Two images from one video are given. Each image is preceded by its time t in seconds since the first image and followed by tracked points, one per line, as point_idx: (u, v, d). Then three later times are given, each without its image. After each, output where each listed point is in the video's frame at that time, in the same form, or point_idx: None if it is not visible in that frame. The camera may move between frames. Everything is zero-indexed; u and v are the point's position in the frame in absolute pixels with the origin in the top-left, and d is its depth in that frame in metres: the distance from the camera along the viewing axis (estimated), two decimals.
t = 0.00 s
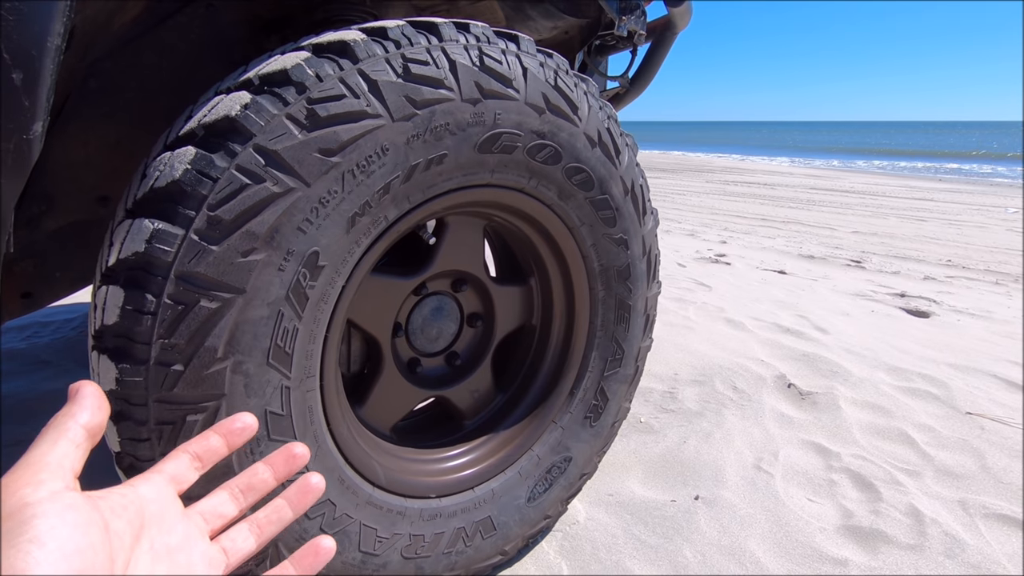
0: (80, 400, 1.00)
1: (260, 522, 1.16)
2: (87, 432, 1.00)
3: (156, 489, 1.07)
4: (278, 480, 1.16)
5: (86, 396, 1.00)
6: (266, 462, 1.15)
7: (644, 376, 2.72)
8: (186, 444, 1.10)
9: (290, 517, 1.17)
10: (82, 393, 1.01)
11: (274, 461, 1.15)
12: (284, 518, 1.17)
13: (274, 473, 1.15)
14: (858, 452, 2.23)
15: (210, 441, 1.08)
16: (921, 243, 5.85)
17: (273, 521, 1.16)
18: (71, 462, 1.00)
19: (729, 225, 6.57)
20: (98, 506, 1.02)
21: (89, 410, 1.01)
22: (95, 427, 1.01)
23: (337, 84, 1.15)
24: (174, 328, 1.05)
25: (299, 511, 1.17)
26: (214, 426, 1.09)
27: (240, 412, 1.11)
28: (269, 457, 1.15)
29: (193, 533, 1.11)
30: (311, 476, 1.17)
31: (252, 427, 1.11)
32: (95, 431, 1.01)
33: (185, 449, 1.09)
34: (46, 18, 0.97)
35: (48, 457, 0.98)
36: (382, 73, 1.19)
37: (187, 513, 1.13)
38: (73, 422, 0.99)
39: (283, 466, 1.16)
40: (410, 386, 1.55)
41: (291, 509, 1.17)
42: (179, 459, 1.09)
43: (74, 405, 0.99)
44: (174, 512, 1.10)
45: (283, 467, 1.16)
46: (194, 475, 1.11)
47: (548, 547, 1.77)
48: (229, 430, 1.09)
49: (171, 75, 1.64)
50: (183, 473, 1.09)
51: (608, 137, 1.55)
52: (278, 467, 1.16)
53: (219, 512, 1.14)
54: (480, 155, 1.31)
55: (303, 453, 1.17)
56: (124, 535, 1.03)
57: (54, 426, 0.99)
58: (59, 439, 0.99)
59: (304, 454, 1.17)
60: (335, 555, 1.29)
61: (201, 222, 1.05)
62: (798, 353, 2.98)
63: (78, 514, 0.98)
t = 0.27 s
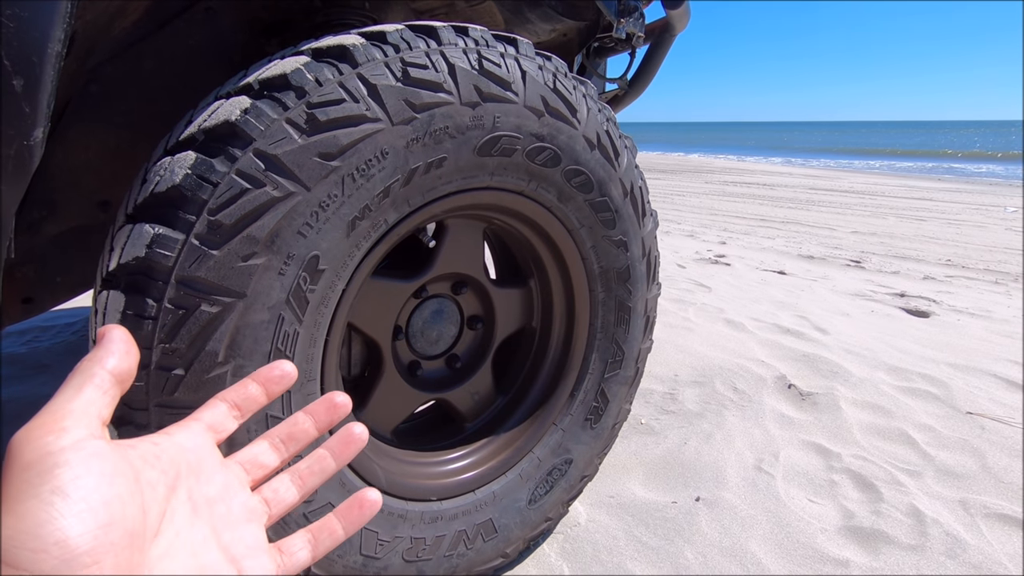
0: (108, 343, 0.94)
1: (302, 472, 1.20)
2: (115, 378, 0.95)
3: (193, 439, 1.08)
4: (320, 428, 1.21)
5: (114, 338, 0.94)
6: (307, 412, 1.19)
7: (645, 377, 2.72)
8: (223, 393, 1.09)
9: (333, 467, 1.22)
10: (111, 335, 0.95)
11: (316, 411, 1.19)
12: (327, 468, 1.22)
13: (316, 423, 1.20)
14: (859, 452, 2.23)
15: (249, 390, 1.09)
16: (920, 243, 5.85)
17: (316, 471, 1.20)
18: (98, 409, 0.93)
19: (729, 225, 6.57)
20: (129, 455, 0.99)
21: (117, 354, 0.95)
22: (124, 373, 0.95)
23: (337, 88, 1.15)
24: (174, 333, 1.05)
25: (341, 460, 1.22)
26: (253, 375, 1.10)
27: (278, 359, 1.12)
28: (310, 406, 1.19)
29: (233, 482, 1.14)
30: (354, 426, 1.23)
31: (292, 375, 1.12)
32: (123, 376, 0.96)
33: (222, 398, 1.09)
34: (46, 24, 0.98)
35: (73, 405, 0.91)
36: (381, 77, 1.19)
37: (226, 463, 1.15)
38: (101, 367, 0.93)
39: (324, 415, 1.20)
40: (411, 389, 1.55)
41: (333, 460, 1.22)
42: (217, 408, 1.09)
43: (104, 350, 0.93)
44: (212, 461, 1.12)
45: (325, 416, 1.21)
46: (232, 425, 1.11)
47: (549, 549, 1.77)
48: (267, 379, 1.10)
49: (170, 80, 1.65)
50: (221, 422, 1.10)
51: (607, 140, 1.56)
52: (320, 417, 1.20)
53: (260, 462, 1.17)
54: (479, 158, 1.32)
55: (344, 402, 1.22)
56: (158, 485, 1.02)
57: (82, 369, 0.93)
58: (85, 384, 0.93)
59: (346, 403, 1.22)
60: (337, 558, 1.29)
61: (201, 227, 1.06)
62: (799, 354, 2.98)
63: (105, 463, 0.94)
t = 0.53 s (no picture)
0: (99, 324, 0.93)
1: (310, 455, 1.20)
2: (107, 360, 0.94)
3: (196, 421, 1.07)
4: (327, 410, 1.21)
5: (105, 319, 0.93)
6: (314, 392, 1.19)
7: (645, 379, 2.72)
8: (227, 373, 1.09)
9: (342, 449, 1.23)
10: (102, 316, 0.94)
11: (324, 392, 1.20)
12: (335, 450, 1.23)
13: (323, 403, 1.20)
14: (860, 453, 2.23)
15: (253, 369, 1.08)
16: (921, 243, 5.85)
17: (324, 453, 1.21)
18: (90, 393, 0.93)
19: (729, 227, 6.57)
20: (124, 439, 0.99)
21: (110, 335, 0.94)
22: (117, 353, 0.95)
23: (335, 92, 1.15)
24: (173, 337, 1.05)
25: (349, 442, 1.23)
26: (257, 354, 1.09)
27: (283, 339, 1.11)
28: (317, 387, 1.20)
29: (238, 466, 1.14)
30: (363, 407, 1.25)
31: (297, 356, 1.12)
32: (117, 358, 0.95)
33: (227, 379, 1.08)
34: (45, 30, 0.98)
35: (64, 389, 0.91)
36: (379, 81, 1.19)
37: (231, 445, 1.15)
38: (93, 349, 0.93)
39: (331, 397, 1.21)
40: (410, 392, 1.55)
41: (342, 441, 1.23)
42: (222, 390, 1.09)
43: (96, 331, 0.92)
44: (216, 443, 1.11)
45: (332, 397, 1.21)
46: (236, 407, 1.11)
47: (550, 552, 1.77)
48: (271, 358, 1.09)
49: (169, 85, 1.65)
50: (226, 404, 1.10)
51: (605, 142, 1.56)
52: (327, 398, 1.20)
53: (267, 445, 1.17)
54: (477, 161, 1.32)
55: (352, 382, 1.23)
56: (157, 470, 1.02)
57: (73, 351, 0.92)
58: (76, 367, 0.92)
59: (354, 384, 1.23)
60: (337, 562, 1.29)
61: (199, 231, 1.06)
62: (799, 355, 2.98)
63: (98, 449, 0.93)
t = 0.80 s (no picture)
0: (66, 367, 0.91)
1: (271, 490, 1.15)
2: (76, 403, 0.92)
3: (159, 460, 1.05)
4: (288, 445, 1.15)
5: (74, 361, 0.91)
6: (276, 428, 1.14)
7: (645, 380, 2.72)
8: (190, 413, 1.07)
9: (303, 482, 1.17)
10: (69, 359, 0.92)
11: (284, 427, 1.14)
12: (297, 484, 1.17)
13: (284, 439, 1.15)
14: (861, 453, 2.22)
15: (214, 408, 1.06)
16: (921, 243, 5.85)
17: (285, 487, 1.15)
18: (57, 436, 0.91)
19: (729, 227, 6.57)
20: (91, 478, 0.97)
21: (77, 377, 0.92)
22: (85, 397, 0.93)
23: (334, 93, 1.15)
24: (173, 338, 1.05)
25: (311, 476, 1.17)
26: (220, 393, 1.07)
27: (246, 377, 1.09)
28: (278, 422, 1.14)
29: (201, 502, 1.11)
30: (322, 440, 1.18)
31: (259, 395, 1.10)
32: (85, 400, 0.93)
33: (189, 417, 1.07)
34: (44, 32, 0.98)
35: (32, 431, 0.88)
36: (378, 82, 1.19)
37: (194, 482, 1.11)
38: (60, 393, 0.90)
39: (293, 432, 1.15)
40: (411, 393, 1.55)
41: (303, 475, 1.17)
42: (185, 428, 1.07)
43: (62, 374, 0.90)
44: (180, 481, 1.09)
45: (294, 432, 1.15)
46: (198, 444, 1.09)
47: (551, 553, 1.76)
48: (234, 397, 1.08)
49: (168, 87, 1.65)
50: (189, 442, 1.08)
51: (604, 142, 1.56)
52: (288, 433, 1.14)
53: (229, 480, 1.13)
54: (477, 161, 1.32)
55: (313, 417, 1.16)
56: (122, 507, 1.00)
57: (39, 395, 0.90)
58: (44, 410, 0.89)
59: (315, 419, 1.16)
60: (337, 564, 1.28)
61: (199, 232, 1.06)
62: (800, 355, 2.98)
63: (67, 487, 0.92)
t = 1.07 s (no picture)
0: (26, 404, 0.90)
1: (230, 519, 1.13)
2: (37, 440, 0.90)
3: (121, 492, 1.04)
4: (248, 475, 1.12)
5: (35, 397, 0.90)
6: (235, 458, 1.11)
7: (646, 380, 2.72)
8: (150, 446, 1.07)
9: (262, 511, 1.14)
10: (28, 396, 0.90)
11: (242, 457, 1.11)
12: (256, 513, 1.14)
13: (243, 469, 1.11)
14: (862, 453, 2.22)
15: (174, 442, 1.06)
16: (920, 242, 5.85)
17: (244, 517, 1.13)
18: (18, 473, 0.87)
19: (729, 227, 6.57)
20: (52, 511, 0.94)
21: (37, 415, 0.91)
22: (46, 434, 0.91)
23: (334, 93, 1.15)
24: (174, 339, 1.05)
25: (270, 505, 1.14)
26: (178, 426, 1.07)
27: (205, 409, 1.08)
28: (237, 453, 1.11)
29: (160, 533, 1.08)
30: (281, 469, 1.15)
31: (219, 426, 1.08)
32: (44, 437, 0.91)
33: (150, 450, 1.07)
34: (44, 32, 0.98)
35: None
36: (379, 82, 1.19)
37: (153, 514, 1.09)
38: (22, 429, 0.88)
39: (252, 462, 1.12)
40: (411, 394, 1.55)
41: (263, 504, 1.14)
42: (144, 461, 1.07)
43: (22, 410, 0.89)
44: (139, 513, 1.06)
45: (254, 462, 1.12)
46: (157, 477, 1.07)
47: (552, 554, 1.76)
48: (194, 430, 1.06)
49: (168, 88, 1.65)
50: (147, 474, 1.07)
51: (605, 142, 1.56)
52: (247, 463, 1.11)
53: (187, 511, 1.11)
54: (478, 161, 1.31)
55: (273, 446, 1.13)
56: (83, 539, 0.96)
57: None
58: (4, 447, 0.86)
59: (275, 448, 1.13)
60: (339, 565, 1.28)
61: (200, 233, 1.06)
62: (800, 355, 2.97)
63: (29, 520, 0.89)
